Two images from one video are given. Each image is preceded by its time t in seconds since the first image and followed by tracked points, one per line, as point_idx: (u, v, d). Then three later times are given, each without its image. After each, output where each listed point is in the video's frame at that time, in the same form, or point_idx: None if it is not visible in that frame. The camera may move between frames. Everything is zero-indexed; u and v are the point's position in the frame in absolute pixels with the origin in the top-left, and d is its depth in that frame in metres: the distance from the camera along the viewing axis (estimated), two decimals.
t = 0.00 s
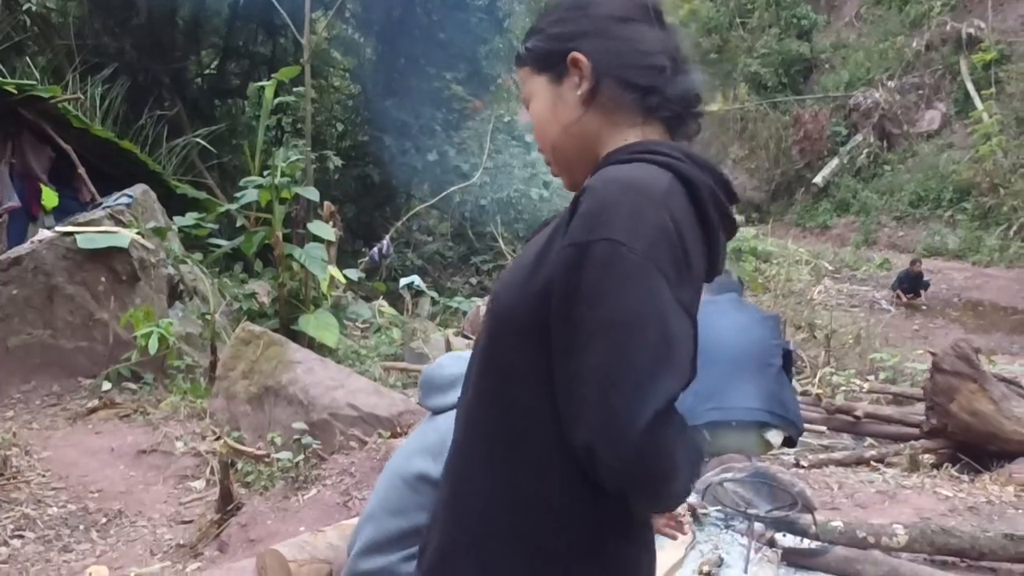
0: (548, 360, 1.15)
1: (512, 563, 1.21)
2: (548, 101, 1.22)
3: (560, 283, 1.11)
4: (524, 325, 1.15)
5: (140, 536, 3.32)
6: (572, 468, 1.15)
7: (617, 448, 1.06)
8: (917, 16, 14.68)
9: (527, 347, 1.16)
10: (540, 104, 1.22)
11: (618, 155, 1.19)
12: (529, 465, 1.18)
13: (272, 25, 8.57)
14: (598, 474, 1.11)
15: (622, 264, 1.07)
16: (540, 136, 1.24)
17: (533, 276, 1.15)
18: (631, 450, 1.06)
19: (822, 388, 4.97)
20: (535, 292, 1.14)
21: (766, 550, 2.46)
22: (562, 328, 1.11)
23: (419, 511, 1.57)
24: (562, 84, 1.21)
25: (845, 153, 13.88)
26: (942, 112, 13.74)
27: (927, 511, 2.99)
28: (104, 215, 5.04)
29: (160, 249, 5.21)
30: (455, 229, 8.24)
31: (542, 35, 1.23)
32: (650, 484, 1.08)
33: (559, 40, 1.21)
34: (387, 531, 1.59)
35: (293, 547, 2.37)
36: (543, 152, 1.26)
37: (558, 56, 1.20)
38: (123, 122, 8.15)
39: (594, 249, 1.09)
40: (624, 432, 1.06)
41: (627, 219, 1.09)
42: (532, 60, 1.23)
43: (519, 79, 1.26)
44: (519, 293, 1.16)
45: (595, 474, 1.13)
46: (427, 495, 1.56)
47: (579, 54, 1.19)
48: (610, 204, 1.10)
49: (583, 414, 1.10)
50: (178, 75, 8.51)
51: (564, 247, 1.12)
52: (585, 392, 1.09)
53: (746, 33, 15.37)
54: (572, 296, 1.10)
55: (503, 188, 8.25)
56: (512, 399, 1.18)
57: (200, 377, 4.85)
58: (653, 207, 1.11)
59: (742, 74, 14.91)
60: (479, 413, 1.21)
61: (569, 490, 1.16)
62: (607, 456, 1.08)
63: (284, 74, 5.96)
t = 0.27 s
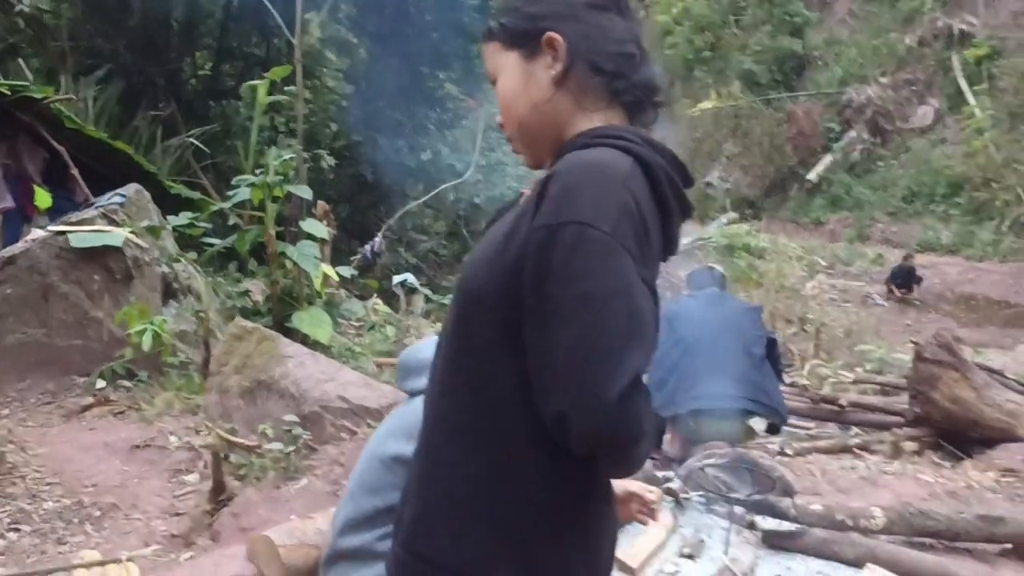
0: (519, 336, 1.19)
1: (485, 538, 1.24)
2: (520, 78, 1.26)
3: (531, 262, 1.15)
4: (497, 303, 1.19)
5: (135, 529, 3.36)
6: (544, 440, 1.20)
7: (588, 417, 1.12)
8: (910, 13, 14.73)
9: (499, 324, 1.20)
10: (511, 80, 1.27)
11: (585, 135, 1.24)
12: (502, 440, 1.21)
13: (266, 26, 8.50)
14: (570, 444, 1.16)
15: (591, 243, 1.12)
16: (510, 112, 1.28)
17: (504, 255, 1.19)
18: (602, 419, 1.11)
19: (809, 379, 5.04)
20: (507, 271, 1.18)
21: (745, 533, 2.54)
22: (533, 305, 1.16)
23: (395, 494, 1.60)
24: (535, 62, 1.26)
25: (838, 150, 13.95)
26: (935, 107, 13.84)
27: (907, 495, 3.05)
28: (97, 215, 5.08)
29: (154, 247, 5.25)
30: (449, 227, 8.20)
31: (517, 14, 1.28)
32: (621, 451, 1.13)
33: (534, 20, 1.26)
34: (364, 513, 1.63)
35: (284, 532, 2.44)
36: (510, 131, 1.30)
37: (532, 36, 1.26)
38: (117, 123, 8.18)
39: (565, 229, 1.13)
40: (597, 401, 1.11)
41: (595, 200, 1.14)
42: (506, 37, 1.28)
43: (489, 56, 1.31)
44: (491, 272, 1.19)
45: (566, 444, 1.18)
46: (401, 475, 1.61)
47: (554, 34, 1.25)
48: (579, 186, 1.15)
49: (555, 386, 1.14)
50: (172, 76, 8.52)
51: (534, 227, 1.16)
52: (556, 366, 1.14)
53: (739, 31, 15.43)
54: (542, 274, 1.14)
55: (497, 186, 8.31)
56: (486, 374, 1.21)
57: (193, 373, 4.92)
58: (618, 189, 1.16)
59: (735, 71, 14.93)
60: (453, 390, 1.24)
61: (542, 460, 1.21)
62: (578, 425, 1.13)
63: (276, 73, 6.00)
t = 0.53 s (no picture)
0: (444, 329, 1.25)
1: (415, 518, 1.30)
2: (467, 71, 1.31)
3: (455, 259, 1.21)
4: (423, 299, 1.25)
5: (83, 529, 3.36)
6: (469, 425, 1.27)
7: (511, 403, 1.20)
8: (857, 15, 15.02)
9: (424, 319, 1.25)
10: (456, 72, 1.31)
11: (521, 135, 1.31)
12: (430, 426, 1.27)
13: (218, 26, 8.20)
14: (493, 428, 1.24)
15: (511, 243, 1.18)
16: (452, 102, 1.32)
17: (428, 253, 1.24)
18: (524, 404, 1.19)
19: (756, 373, 5.16)
20: (432, 267, 1.24)
21: (685, 519, 2.69)
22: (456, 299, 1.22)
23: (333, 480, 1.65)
24: (482, 57, 1.31)
25: (789, 150, 14.19)
26: (882, 109, 14.07)
27: (842, 481, 3.16)
28: (42, 216, 5.06)
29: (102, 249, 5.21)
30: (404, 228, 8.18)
31: (466, 5, 1.32)
32: (541, 431, 1.21)
33: (484, 15, 1.31)
34: (305, 497, 1.68)
35: (230, 526, 2.39)
36: (448, 121, 1.34)
37: (482, 31, 1.31)
38: (64, 124, 8.08)
39: (486, 229, 1.19)
40: (517, 385, 1.19)
41: (515, 201, 1.20)
42: (455, 27, 1.32)
43: (431, 43, 1.34)
44: (417, 268, 1.25)
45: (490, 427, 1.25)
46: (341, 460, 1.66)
47: (503, 32, 1.30)
48: (501, 187, 1.21)
49: (479, 375, 1.21)
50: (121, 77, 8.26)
51: (458, 225, 1.22)
52: (480, 357, 1.21)
53: (692, 33, 15.62)
54: (466, 268, 1.21)
55: (451, 186, 8.34)
56: (413, 365, 1.27)
57: (143, 374, 4.90)
58: (537, 189, 1.23)
59: (687, 72, 15.18)
60: (382, 380, 1.29)
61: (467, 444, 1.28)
62: (502, 409, 1.21)
63: (226, 73, 5.97)
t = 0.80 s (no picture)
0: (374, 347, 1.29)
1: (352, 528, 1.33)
2: (402, 89, 1.34)
3: (383, 280, 1.25)
4: (354, 317, 1.29)
5: (21, 543, 3.32)
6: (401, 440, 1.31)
7: (437, 419, 1.24)
8: (794, 18, 15.31)
9: (356, 337, 1.29)
10: (391, 89, 1.34)
11: (450, 156, 1.34)
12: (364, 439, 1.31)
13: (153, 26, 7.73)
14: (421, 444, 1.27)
15: (436, 264, 1.23)
16: (385, 118, 1.35)
17: (358, 274, 1.28)
18: (449, 420, 1.23)
19: (696, 372, 5.28)
20: (361, 287, 1.28)
21: (625, 516, 2.78)
22: (385, 318, 1.26)
23: (275, 487, 1.68)
24: (418, 77, 1.34)
25: (730, 151, 14.44)
26: (819, 109, 14.39)
27: (776, 476, 3.26)
28: None
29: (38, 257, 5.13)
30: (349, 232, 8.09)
31: (406, 25, 1.34)
32: (467, 446, 1.25)
33: (422, 37, 1.34)
34: (247, 505, 1.70)
35: (174, 535, 2.40)
36: (381, 137, 1.36)
37: (420, 52, 1.34)
38: None
39: (412, 251, 1.24)
40: (444, 400, 1.23)
41: (441, 224, 1.25)
42: (393, 45, 1.34)
43: (366, 56, 1.36)
44: (348, 288, 1.29)
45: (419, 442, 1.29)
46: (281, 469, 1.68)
47: (440, 56, 1.33)
48: (428, 210, 1.26)
49: (406, 391, 1.25)
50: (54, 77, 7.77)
51: (387, 247, 1.26)
52: (406, 375, 1.25)
53: (635, 35, 15.78)
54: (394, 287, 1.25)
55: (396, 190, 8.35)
56: (345, 381, 1.31)
57: (82, 384, 4.82)
58: (464, 212, 1.27)
59: (630, 73, 15.33)
60: (317, 397, 1.33)
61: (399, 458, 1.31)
62: (428, 424, 1.25)
63: (164, 78, 5.90)
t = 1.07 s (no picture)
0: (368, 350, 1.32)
1: (348, 524, 1.38)
2: (375, 96, 1.37)
3: (375, 286, 1.28)
4: (347, 322, 1.31)
5: (9, 550, 3.33)
6: (395, 437, 1.35)
7: (433, 420, 1.28)
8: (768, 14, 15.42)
9: (349, 340, 1.32)
10: (365, 95, 1.37)
11: (421, 163, 1.37)
12: (358, 440, 1.35)
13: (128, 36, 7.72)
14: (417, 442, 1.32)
15: (428, 271, 1.26)
16: (359, 123, 1.38)
17: (350, 278, 1.31)
18: (445, 421, 1.28)
19: (677, 366, 5.34)
20: (353, 292, 1.30)
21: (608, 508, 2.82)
22: (378, 323, 1.29)
23: (263, 485, 1.72)
24: (393, 86, 1.37)
25: (707, 147, 14.57)
26: (794, 105, 14.56)
27: (756, 465, 3.32)
28: None
29: (17, 267, 5.15)
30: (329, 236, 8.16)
31: (381, 33, 1.37)
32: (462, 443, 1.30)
33: (397, 45, 1.37)
34: (236, 504, 1.73)
35: (164, 537, 2.46)
36: (353, 141, 1.39)
37: (394, 60, 1.37)
38: None
39: (403, 259, 1.27)
40: (439, 401, 1.28)
41: (431, 230, 1.28)
42: (368, 53, 1.37)
43: (340, 61, 1.39)
44: (339, 293, 1.31)
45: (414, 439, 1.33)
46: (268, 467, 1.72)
47: (415, 64, 1.36)
48: (417, 217, 1.28)
49: (402, 394, 1.29)
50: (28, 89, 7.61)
51: (378, 254, 1.29)
52: (402, 379, 1.29)
53: (610, 33, 15.78)
54: (385, 294, 1.28)
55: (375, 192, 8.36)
56: (340, 384, 1.34)
57: (65, 393, 4.82)
58: (451, 218, 1.30)
59: (606, 73, 15.40)
60: (312, 398, 1.36)
61: (394, 454, 1.36)
62: (424, 425, 1.29)
63: (140, 86, 5.89)
